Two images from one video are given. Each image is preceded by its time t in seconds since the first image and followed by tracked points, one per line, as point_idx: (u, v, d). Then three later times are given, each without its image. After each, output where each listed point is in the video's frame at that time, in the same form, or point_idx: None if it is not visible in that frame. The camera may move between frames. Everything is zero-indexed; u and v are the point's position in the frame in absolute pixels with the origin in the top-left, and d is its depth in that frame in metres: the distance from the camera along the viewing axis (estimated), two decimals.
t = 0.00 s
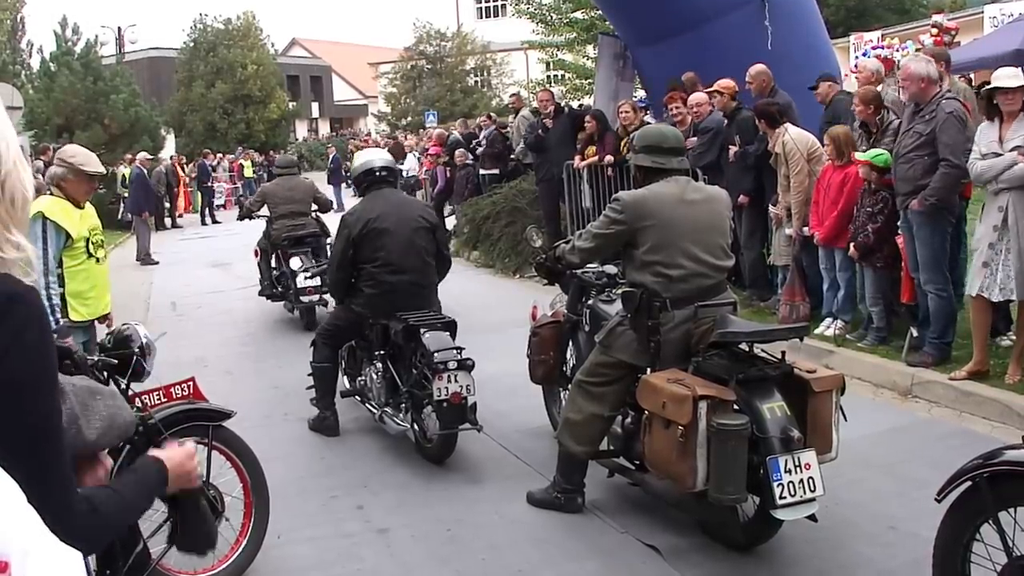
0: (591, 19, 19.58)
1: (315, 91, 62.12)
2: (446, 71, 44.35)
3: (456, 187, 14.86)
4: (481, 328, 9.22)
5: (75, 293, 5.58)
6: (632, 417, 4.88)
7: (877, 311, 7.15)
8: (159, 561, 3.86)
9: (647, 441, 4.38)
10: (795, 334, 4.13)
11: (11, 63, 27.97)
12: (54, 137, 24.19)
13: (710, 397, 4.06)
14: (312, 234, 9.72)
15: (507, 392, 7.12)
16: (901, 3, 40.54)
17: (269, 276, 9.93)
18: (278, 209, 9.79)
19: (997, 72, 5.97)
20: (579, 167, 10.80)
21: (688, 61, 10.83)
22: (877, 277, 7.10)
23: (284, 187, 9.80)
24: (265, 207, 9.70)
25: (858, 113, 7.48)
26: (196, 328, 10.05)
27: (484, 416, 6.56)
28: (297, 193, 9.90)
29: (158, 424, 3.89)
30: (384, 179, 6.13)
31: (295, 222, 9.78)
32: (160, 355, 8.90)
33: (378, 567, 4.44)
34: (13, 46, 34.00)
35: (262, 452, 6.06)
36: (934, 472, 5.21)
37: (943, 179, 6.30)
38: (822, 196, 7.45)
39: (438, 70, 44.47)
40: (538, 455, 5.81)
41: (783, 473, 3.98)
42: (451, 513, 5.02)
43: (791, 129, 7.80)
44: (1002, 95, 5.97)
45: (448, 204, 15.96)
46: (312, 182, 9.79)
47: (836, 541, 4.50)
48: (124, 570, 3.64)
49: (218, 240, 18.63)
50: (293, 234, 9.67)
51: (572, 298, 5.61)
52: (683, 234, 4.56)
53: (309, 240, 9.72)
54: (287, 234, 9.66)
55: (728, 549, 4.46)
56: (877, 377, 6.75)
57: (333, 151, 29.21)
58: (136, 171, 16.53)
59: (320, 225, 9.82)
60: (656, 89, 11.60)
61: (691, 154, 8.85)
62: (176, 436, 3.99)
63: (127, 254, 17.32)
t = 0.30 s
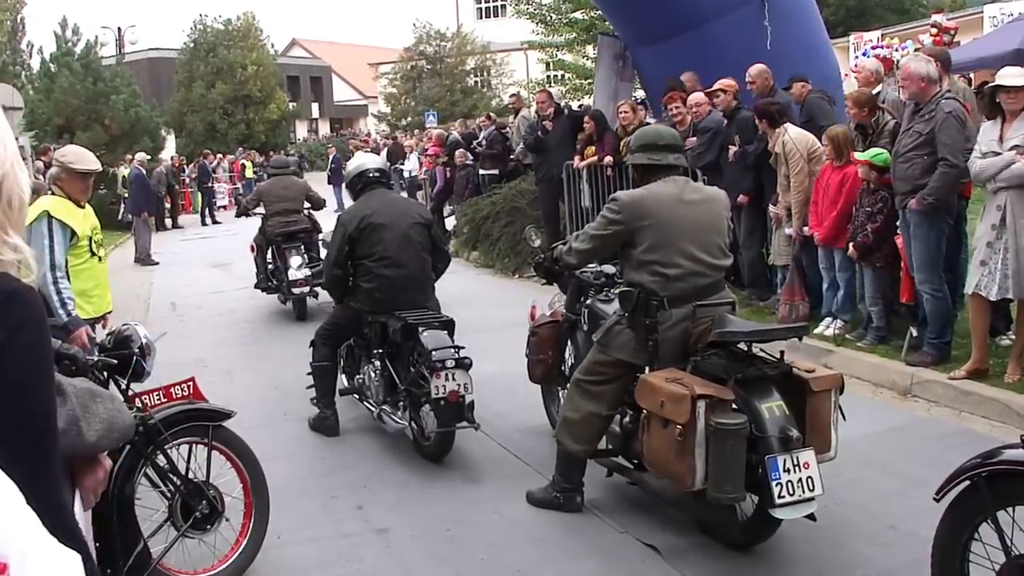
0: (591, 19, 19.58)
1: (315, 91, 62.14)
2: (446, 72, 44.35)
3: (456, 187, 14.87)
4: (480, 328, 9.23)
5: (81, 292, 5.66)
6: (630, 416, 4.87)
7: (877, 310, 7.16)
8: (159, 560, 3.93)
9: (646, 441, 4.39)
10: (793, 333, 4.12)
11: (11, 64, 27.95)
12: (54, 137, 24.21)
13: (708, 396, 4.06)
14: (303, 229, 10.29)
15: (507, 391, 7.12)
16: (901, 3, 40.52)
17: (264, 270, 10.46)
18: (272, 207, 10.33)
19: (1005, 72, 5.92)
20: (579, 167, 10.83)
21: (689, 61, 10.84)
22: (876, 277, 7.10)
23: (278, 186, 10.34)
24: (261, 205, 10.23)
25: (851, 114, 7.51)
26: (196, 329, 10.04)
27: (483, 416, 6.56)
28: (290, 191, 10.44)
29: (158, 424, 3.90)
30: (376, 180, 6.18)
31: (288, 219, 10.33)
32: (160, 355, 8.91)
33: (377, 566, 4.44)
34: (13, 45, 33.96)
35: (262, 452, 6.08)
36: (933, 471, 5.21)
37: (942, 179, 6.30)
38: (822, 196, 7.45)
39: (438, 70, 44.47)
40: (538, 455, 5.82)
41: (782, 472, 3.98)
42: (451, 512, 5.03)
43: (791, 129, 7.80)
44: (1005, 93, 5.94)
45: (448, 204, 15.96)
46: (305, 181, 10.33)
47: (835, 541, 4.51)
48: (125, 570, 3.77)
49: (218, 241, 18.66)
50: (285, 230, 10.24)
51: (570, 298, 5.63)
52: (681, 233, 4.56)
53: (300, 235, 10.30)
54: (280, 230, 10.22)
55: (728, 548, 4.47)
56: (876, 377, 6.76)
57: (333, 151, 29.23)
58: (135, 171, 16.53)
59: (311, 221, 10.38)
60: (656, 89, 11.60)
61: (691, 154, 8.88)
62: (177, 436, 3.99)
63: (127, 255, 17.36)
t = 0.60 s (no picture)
0: (591, 19, 19.59)
1: (315, 92, 62.15)
2: (446, 72, 44.36)
3: (456, 187, 14.87)
4: (481, 328, 9.23)
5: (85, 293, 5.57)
6: (629, 415, 4.85)
7: (877, 310, 7.16)
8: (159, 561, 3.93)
9: (645, 440, 4.39)
10: (793, 333, 4.11)
11: (11, 66, 27.96)
12: (54, 138, 24.21)
13: (708, 396, 4.06)
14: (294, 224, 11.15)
15: (507, 391, 7.12)
16: (902, 2, 40.52)
17: (260, 264, 11.17)
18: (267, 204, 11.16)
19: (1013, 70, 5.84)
20: (579, 167, 10.82)
21: (688, 61, 10.83)
22: (876, 277, 7.10)
23: (272, 185, 11.18)
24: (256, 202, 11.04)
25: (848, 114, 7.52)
26: (196, 329, 10.05)
27: (483, 416, 6.56)
28: (282, 191, 11.32)
29: (158, 425, 3.90)
30: (374, 180, 6.15)
31: (282, 216, 11.18)
32: (160, 355, 8.92)
33: (378, 567, 4.44)
34: (13, 46, 33.96)
35: (262, 452, 6.07)
36: (934, 471, 5.21)
37: (943, 179, 6.29)
38: (822, 196, 7.45)
39: (438, 70, 44.48)
40: (538, 455, 5.81)
41: (781, 472, 3.98)
42: (451, 513, 5.02)
43: (791, 129, 7.80)
44: (1008, 93, 5.92)
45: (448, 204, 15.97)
46: (296, 180, 11.19)
47: (837, 541, 4.50)
48: (125, 570, 3.78)
49: (218, 241, 18.68)
50: (279, 225, 11.09)
51: (569, 298, 5.63)
52: (672, 228, 4.57)
53: (292, 230, 11.15)
54: (274, 225, 11.08)
55: (727, 548, 4.47)
56: (877, 376, 6.76)
57: (333, 152, 29.25)
58: (133, 171, 16.50)
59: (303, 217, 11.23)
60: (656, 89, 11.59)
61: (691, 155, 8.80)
62: (176, 437, 3.99)
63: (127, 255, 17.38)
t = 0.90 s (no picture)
0: (591, 19, 19.59)
1: (315, 92, 62.14)
2: (447, 72, 44.36)
3: (456, 187, 14.86)
4: (481, 328, 9.23)
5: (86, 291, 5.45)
6: (628, 414, 4.77)
7: (878, 310, 7.15)
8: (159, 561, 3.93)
9: (642, 439, 4.42)
10: (790, 332, 4.10)
11: (11, 66, 27.96)
12: (54, 138, 24.21)
13: (705, 394, 4.08)
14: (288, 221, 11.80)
15: (507, 391, 7.12)
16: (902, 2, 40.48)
17: (256, 258, 11.75)
18: (262, 203, 11.82)
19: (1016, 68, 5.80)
20: (579, 167, 10.71)
21: (688, 61, 10.82)
22: (876, 277, 7.09)
23: (267, 185, 11.84)
24: (252, 201, 11.69)
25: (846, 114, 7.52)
26: (197, 330, 10.06)
27: (484, 416, 6.56)
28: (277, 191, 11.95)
29: (158, 425, 3.91)
30: (372, 180, 6.20)
31: (276, 213, 11.82)
32: (160, 356, 8.93)
33: (379, 567, 4.44)
34: (13, 46, 33.97)
35: (262, 453, 6.08)
36: (934, 470, 5.21)
37: (944, 178, 6.27)
38: (822, 196, 7.45)
39: (438, 70, 44.47)
40: (539, 455, 5.81)
41: (778, 469, 3.96)
42: (451, 513, 5.02)
43: (791, 129, 7.80)
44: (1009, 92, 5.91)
45: (449, 204, 15.97)
46: (290, 180, 11.83)
47: (837, 540, 4.50)
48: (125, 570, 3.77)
49: (218, 242, 18.68)
50: (274, 222, 11.74)
51: (567, 298, 5.59)
52: (664, 223, 4.61)
53: (286, 226, 11.79)
54: (269, 221, 11.72)
55: (726, 546, 4.48)
56: (877, 376, 6.75)
57: (334, 152, 29.27)
58: (132, 171, 16.48)
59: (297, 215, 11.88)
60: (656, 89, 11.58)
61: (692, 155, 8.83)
62: (176, 437, 4.00)
63: (127, 256, 17.39)
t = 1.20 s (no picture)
0: (591, 19, 19.58)
1: (315, 92, 62.15)
2: (447, 72, 44.37)
3: (456, 187, 14.86)
4: (481, 328, 9.24)
5: (91, 290, 5.44)
6: (624, 411, 4.84)
7: (877, 309, 7.16)
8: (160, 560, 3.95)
9: (637, 435, 4.41)
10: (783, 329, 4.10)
11: (12, 67, 27.95)
12: (54, 139, 24.21)
13: (699, 390, 4.08)
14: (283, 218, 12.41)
15: (507, 391, 7.12)
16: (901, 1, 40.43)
17: (253, 253, 12.34)
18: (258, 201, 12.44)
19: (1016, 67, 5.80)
20: (579, 167, 10.74)
21: (688, 60, 10.82)
22: (875, 276, 7.09)
23: (261, 184, 12.47)
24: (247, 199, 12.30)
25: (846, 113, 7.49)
26: (197, 330, 10.07)
27: (484, 416, 6.57)
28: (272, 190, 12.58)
29: (158, 425, 3.91)
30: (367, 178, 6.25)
31: (271, 211, 12.44)
32: (161, 356, 8.94)
33: (378, 567, 4.45)
34: (13, 46, 33.97)
35: (262, 453, 6.08)
36: (934, 469, 5.22)
37: (945, 177, 6.27)
38: (822, 196, 7.45)
39: (438, 70, 44.48)
40: (539, 454, 5.82)
41: (771, 465, 3.98)
42: (452, 513, 5.02)
43: (790, 128, 7.80)
44: (1010, 91, 5.90)
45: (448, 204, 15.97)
46: (284, 179, 12.46)
47: (837, 540, 4.50)
48: (126, 570, 3.79)
49: (219, 242, 18.70)
50: (268, 219, 12.35)
51: (565, 296, 5.60)
52: (656, 220, 4.63)
53: (280, 223, 12.40)
54: (265, 219, 12.34)
55: (726, 545, 4.48)
56: (877, 376, 6.75)
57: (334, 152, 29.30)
58: (131, 170, 16.46)
59: (290, 212, 12.49)
60: (656, 89, 11.59)
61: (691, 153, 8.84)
62: (177, 437, 3.99)
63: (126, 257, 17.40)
